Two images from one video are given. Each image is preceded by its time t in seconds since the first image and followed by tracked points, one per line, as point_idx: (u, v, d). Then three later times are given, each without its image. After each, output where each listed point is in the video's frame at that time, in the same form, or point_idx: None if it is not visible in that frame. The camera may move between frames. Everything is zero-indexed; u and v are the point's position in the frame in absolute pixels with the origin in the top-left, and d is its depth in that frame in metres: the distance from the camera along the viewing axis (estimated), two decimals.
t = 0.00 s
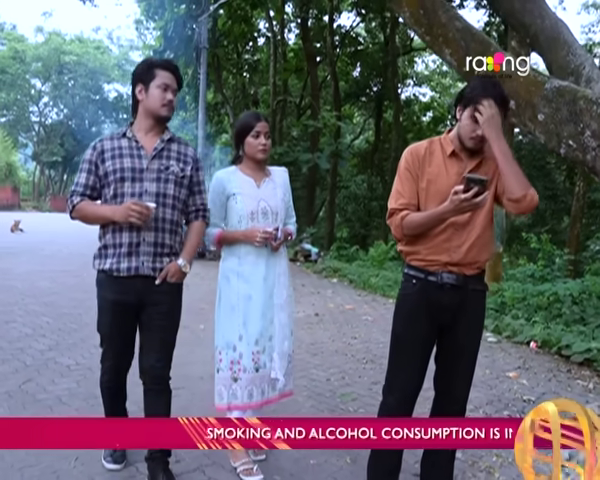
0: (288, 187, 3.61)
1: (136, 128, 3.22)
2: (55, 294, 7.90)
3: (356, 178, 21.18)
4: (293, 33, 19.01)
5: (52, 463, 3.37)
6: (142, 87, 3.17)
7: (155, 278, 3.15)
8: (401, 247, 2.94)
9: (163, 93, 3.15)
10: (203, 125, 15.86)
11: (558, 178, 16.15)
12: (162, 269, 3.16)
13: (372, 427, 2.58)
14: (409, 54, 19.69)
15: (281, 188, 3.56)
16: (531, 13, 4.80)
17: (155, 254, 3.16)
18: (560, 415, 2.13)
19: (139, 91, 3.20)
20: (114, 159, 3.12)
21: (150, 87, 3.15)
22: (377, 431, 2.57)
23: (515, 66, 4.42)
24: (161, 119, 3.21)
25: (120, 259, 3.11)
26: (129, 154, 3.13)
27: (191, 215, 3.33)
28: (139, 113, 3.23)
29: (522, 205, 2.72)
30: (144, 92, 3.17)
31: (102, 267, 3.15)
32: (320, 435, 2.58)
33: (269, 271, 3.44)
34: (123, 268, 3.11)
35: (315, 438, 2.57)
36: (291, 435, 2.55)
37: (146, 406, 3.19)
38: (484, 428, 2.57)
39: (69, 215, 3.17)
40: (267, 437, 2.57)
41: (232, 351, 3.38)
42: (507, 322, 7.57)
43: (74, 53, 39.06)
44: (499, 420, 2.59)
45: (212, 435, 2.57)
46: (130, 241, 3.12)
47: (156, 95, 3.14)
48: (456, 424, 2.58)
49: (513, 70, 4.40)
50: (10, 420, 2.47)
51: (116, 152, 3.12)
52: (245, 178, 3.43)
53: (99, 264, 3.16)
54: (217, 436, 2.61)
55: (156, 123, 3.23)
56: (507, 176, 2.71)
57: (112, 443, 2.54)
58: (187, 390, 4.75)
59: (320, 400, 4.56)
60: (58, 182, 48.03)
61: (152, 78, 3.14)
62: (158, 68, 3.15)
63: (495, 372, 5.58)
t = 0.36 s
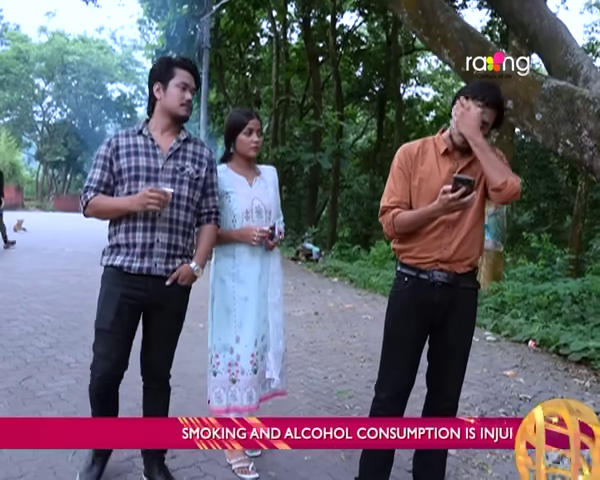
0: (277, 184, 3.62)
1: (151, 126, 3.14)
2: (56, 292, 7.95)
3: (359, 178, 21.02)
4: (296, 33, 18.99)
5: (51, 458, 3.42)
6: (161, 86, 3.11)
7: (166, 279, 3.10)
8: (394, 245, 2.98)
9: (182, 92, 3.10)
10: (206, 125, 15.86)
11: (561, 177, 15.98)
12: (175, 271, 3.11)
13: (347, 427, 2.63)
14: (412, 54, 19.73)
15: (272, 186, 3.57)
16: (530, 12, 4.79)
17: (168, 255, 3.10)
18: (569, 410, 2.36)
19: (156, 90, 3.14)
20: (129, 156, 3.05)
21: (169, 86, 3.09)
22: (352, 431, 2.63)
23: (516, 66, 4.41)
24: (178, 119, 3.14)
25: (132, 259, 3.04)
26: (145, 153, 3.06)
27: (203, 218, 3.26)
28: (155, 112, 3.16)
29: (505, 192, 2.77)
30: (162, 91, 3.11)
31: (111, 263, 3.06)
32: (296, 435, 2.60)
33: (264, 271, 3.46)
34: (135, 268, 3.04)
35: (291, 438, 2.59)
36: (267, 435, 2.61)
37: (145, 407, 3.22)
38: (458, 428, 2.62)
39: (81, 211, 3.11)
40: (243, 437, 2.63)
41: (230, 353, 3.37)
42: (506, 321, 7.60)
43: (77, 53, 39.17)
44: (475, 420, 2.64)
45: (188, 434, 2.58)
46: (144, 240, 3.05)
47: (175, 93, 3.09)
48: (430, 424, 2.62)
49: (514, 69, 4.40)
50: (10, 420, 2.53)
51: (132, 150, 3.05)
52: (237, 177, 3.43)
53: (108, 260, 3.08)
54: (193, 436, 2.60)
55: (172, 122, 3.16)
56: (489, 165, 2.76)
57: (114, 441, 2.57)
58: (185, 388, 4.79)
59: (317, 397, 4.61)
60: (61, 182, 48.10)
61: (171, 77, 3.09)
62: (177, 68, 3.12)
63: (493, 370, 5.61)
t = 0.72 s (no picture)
0: (270, 184, 3.65)
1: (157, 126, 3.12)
2: (61, 292, 8.01)
3: (364, 178, 21.06)
4: (300, 34, 19.01)
5: (53, 456, 3.45)
6: (167, 85, 3.08)
7: (171, 283, 3.08)
8: (388, 245, 3.02)
9: (188, 93, 3.09)
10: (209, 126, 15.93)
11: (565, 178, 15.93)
12: (179, 275, 3.09)
13: (322, 427, 2.65)
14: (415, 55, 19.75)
15: (265, 186, 3.59)
16: (532, 13, 4.77)
17: (173, 259, 3.09)
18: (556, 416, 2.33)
19: (162, 89, 3.11)
20: (135, 156, 3.02)
21: (176, 86, 3.07)
22: (327, 431, 2.65)
23: (516, 66, 4.43)
24: (182, 119, 3.13)
25: (137, 262, 2.99)
26: (150, 153, 3.05)
27: (203, 221, 3.26)
28: (160, 112, 3.14)
29: (485, 204, 2.79)
30: (168, 90, 3.08)
31: (115, 266, 2.99)
32: (270, 435, 2.66)
33: (260, 272, 3.49)
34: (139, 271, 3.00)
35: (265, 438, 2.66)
36: (241, 435, 2.68)
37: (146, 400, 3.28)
38: (434, 428, 2.67)
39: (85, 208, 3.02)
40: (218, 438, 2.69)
41: (227, 356, 3.39)
42: (508, 321, 7.62)
43: (82, 54, 39.36)
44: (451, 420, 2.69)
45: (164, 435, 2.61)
46: (149, 243, 3.01)
47: (182, 94, 3.07)
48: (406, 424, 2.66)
49: (514, 69, 4.42)
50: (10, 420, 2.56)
51: (139, 150, 3.03)
52: (232, 178, 3.44)
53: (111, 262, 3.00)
54: (169, 436, 2.64)
55: (177, 122, 3.14)
56: (470, 169, 2.78)
57: (116, 441, 2.60)
58: (187, 387, 4.83)
59: (318, 397, 4.64)
60: (66, 182, 48.37)
61: (177, 77, 3.07)
62: (184, 68, 3.10)
63: (493, 370, 5.62)
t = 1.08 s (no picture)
0: (270, 184, 3.68)
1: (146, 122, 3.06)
2: (67, 292, 8.08)
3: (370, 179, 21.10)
4: (306, 35, 19.01)
5: (60, 452, 3.49)
6: (154, 80, 3.00)
7: (185, 283, 3.06)
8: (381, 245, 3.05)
9: (177, 86, 3.02)
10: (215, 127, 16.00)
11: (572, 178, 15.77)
12: (192, 273, 3.08)
13: (299, 427, 2.66)
14: (422, 56, 19.77)
15: (266, 186, 3.62)
16: (537, 13, 4.76)
17: (187, 257, 3.06)
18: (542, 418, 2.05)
19: (149, 83, 3.02)
20: (140, 156, 2.97)
21: (163, 80, 2.99)
22: (303, 431, 2.66)
23: (516, 66, 4.42)
24: (172, 115, 3.09)
25: (154, 265, 2.91)
26: (152, 151, 3.02)
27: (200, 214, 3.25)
28: (148, 107, 3.07)
29: (471, 208, 2.81)
30: (157, 85, 3.00)
31: (130, 274, 2.88)
32: (245, 435, 2.70)
33: (263, 272, 3.49)
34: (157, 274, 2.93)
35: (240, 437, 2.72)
36: (217, 435, 2.71)
37: (152, 407, 3.24)
38: (409, 428, 2.69)
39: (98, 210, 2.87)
40: (194, 437, 2.68)
41: (231, 356, 3.39)
42: (512, 322, 7.63)
43: (89, 55, 39.58)
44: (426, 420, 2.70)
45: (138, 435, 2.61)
46: (167, 244, 2.95)
47: (171, 88, 3.00)
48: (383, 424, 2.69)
49: (513, 69, 4.41)
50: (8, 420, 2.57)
51: (142, 149, 2.98)
52: (234, 178, 3.43)
53: (124, 270, 2.89)
54: (143, 436, 2.64)
55: (168, 117, 3.11)
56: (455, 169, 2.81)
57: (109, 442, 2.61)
58: (192, 386, 4.86)
59: (322, 395, 4.66)
60: (74, 183, 48.63)
61: (165, 70, 2.99)
62: (170, 61, 3.01)
63: (497, 370, 5.64)
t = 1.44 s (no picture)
0: (281, 182, 3.69)
1: (146, 117, 2.96)
2: (77, 290, 8.14)
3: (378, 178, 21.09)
4: (315, 34, 18.99)
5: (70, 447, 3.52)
6: (151, 75, 2.90)
7: (194, 278, 3.08)
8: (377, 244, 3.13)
9: (175, 82, 2.93)
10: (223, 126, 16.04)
11: (583, 177, 15.59)
12: (199, 268, 3.10)
13: (273, 427, 2.68)
14: (431, 54, 19.73)
15: (277, 185, 3.63)
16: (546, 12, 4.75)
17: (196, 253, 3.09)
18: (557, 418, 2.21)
19: (145, 79, 2.92)
20: (152, 153, 2.91)
21: (161, 75, 2.90)
22: (277, 431, 2.68)
23: (516, 65, 4.42)
24: (170, 112, 3.01)
25: (170, 265, 2.91)
26: (159, 149, 2.97)
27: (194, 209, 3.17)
28: (145, 103, 2.97)
29: (462, 204, 2.87)
30: (155, 80, 2.90)
31: (146, 275, 2.85)
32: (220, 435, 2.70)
33: (273, 269, 3.50)
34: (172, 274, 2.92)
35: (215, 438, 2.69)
36: (192, 435, 2.67)
37: (163, 406, 3.26)
38: (384, 428, 2.70)
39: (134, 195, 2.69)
40: (169, 438, 2.69)
41: (242, 353, 3.41)
42: (521, 321, 7.62)
43: (98, 55, 39.81)
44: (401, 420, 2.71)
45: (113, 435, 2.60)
46: (180, 243, 2.97)
47: (169, 84, 2.91)
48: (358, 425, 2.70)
49: (513, 69, 4.42)
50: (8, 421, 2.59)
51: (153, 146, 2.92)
52: (245, 176, 3.46)
53: (141, 272, 2.84)
54: (119, 436, 2.62)
55: (164, 114, 3.02)
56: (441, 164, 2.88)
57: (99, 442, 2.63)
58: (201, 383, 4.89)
59: (330, 393, 4.69)
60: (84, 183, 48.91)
61: (162, 65, 2.89)
62: (168, 55, 2.90)
63: (505, 368, 5.65)
